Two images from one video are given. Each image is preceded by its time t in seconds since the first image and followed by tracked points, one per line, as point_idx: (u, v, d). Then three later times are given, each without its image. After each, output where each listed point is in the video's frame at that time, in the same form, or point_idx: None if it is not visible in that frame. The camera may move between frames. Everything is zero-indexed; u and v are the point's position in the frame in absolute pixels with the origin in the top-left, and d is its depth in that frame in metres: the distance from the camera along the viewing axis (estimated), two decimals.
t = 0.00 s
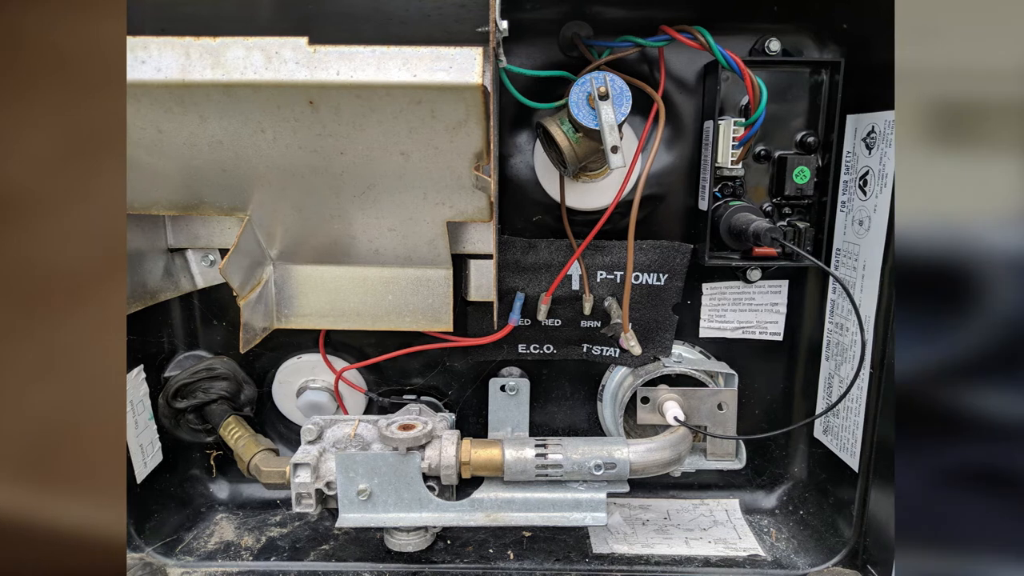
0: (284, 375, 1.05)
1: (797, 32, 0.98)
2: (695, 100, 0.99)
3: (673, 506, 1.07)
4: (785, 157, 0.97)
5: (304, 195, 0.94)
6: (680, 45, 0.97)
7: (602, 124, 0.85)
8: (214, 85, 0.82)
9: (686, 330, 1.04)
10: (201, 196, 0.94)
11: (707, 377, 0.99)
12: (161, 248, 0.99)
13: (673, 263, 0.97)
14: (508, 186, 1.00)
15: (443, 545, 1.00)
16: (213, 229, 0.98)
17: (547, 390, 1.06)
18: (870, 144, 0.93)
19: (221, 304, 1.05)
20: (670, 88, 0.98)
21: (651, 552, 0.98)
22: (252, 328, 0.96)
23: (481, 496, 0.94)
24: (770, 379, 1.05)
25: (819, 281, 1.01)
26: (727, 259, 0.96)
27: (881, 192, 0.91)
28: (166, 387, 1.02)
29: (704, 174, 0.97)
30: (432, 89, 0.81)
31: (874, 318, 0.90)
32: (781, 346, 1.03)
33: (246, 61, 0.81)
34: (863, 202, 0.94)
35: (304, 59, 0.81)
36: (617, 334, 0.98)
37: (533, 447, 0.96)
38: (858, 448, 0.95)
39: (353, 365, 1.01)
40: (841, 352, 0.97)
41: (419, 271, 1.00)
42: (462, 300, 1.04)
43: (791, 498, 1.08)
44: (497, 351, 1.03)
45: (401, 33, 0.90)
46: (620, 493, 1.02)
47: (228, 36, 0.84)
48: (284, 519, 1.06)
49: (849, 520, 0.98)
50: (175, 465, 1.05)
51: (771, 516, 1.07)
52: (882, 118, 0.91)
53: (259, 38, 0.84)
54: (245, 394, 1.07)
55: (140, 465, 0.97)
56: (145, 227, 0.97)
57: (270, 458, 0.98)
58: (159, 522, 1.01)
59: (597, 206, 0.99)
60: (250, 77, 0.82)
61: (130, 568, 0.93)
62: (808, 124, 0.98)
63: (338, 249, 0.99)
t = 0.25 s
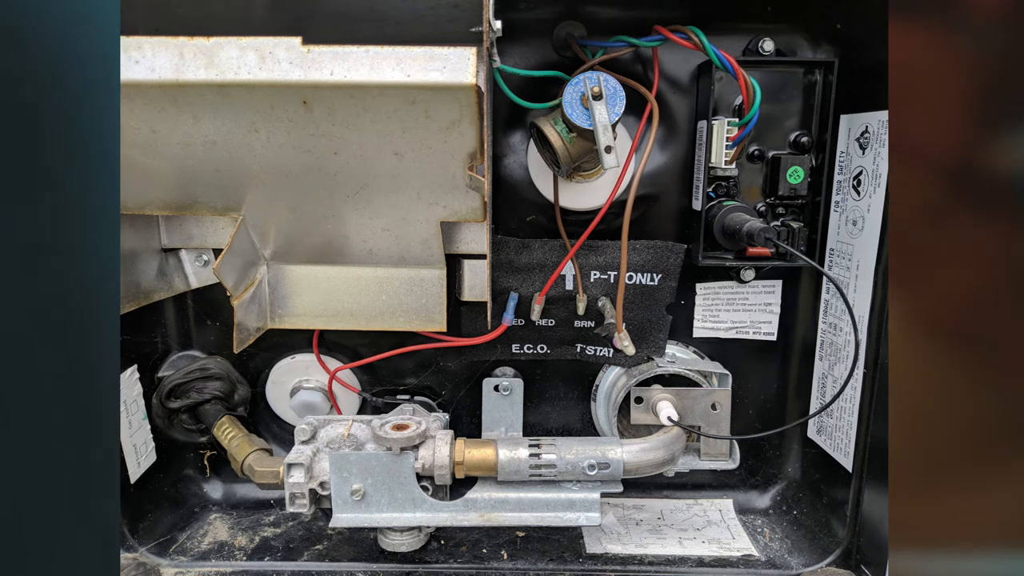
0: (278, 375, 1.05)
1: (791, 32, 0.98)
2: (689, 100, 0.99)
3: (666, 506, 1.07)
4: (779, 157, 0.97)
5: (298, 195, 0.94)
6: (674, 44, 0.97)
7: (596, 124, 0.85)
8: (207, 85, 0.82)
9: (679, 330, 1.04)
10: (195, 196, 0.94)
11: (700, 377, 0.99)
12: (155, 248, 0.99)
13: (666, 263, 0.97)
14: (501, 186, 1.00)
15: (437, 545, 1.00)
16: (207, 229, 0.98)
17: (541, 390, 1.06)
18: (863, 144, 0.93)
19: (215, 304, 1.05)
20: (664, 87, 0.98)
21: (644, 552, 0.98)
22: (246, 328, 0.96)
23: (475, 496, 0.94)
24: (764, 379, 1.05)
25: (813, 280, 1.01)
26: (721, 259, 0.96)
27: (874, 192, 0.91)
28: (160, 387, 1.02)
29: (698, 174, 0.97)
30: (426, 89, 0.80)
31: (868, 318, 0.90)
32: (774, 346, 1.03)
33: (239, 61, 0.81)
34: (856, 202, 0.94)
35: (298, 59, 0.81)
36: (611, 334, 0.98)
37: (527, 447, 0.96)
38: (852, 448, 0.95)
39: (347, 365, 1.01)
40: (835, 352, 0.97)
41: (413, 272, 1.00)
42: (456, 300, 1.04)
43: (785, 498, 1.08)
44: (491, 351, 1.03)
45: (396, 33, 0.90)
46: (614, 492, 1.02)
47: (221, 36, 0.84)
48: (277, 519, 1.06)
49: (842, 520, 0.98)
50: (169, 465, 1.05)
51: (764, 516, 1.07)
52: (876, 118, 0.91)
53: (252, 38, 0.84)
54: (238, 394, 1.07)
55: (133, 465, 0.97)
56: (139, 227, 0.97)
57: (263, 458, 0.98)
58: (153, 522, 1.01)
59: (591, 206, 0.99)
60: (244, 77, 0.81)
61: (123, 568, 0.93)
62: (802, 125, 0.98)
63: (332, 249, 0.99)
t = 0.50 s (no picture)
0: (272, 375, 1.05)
1: (785, 32, 0.98)
2: (683, 100, 0.99)
3: (661, 506, 1.07)
4: (773, 157, 0.97)
5: (292, 195, 0.94)
6: (668, 44, 0.97)
7: (590, 124, 0.85)
8: (201, 85, 0.82)
9: (674, 330, 1.04)
10: (189, 196, 0.94)
11: (695, 377, 0.99)
12: (149, 248, 0.99)
13: (661, 263, 0.98)
14: (496, 186, 1.00)
15: (431, 545, 1.00)
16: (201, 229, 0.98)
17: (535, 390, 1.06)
18: (858, 144, 0.93)
19: (209, 304, 1.05)
20: (658, 87, 0.98)
21: (639, 552, 0.97)
22: (240, 328, 0.96)
23: (470, 497, 0.93)
24: (758, 379, 1.05)
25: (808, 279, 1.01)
26: (715, 259, 0.96)
27: (869, 192, 0.91)
28: (154, 387, 1.02)
29: (692, 174, 0.97)
30: (420, 89, 0.80)
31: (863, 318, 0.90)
32: (769, 346, 1.03)
33: (234, 61, 0.81)
34: (851, 202, 0.94)
35: (292, 59, 0.81)
36: (605, 334, 0.98)
37: (521, 447, 0.96)
38: (846, 448, 0.96)
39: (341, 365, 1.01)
40: (829, 352, 0.97)
41: (407, 272, 1.00)
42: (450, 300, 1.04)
43: (779, 498, 1.08)
44: (485, 351, 1.03)
45: (390, 34, 0.91)
46: (608, 493, 1.02)
47: (216, 36, 0.83)
48: (272, 519, 1.06)
49: (837, 520, 0.98)
50: (163, 465, 1.05)
51: (759, 516, 1.07)
52: (871, 119, 0.91)
53: (247, 38, 0.84)
54: (233, 394, 1.07)
55: (128, 465, 0.97)
56: (133, 227, 0.97)
57: (258, 458, 0.98)
58: (148, 522, 1.01)
59: (585, 206, 0.99)
60: (238, 77, 0.81)
61: (118, 568, 0.93)
62: (796, 125, 0.98)
63: (327, 249, 0.99)
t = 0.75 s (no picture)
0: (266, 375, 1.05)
1: (778, 32, 0.98)
2: (677, 100, 0.99)
3: (655, 506, 1.07)
4: (767, 157, 0.97)
5: (286, 196, 0.93)
6: (662, 45, 0.97)
7: (583, 124, 0.85)
8: (195, 86, 0.82)
9: (667, 330, 1.04)
10: (183, 196, 0.93)
11: (688, 376, 0.99)
12: (143, 248, 0.99)
13: (654, 263, 0.98)
14: (489, 186, 1.00)
15: (424, 545, 0.99)
16: (195, 229, 0.98)
17: (529, 390, 1.06)
18: (851, 144, 0.93)
19: (203, 304, 1.05)
20: (652, 87, 0.98)
21: (632, 552, 0.98)
22: (234, 329, 0.96)
23: (463, 497, 0.93)
24: (751, 379, 1.05)
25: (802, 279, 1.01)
26: (709, 260, 0.97)
27: (863, 192, 0.91)
28: (148, 387, 1.02)
29: (686, 174, 0.97)
30: (413, 89, 0.80)
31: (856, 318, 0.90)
32: (762, 346, 1.03)
33: (227, 61, 0.81)
34: (844, 202, 0.95)
35: (286, 59, 0.81)
36: (598, 334, 0.98)
37: (515, 447, 0.96)
38: (839, 448, 0.95)
39: (335, 365, 1.01)
40: (823, 352, 0.97)
41: (401, 272, 1.00)
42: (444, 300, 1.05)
43: (773, 498, 1.08)
44: (479, 351, 1.03)
45: (384, 34, 0.91)
46: (602, 493, 1.02)
47: (210, 36, 0.83)
48: (265, 519, 1.06)
49: (830, 520, 0.98)
50: (157, 465, 1.05)
51: (752, 516, 1.07)
52: (864, 119, 0.91)
53: (241, 38, 0.84)
54: (226, 394, 1.07)
55: (121, 465, 0.97)
56: (127, 227, 0.97)
57: (251, 458, 0.98)
58: (141, 522, 1.01)
59: (579, 206, 0.99)
60: (232, 77, 0.81)
61: (111, 568, 0.93)
62: (790, 125, 0.98)
63: (321, 249, 0.99)
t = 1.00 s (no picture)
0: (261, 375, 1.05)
1: (772, 32, 0.98)
2: (671, 100, 0.99)
3: (649, 506, 1.07)
4: (761, 157, 0.97)
5: (280, 196, 0.93)
6: (656, 44, 0.97)
7: (578, 124, 0.85)
8: (190, 85, 0.82)
9: (662, 330, 1.04)
10: (177, 196, 0.93)
11: (683, 376, 0.99)
12: (137, 248, 0.99)
13: (649, 263, 0.98)
14: (484, 186, 1.00)
15: (419, 545, 0.99)
16: (189, 229, 0.98)
17: (524, 390, 1.06)
18: (846, 144, 0.93)
19: (198, 304, 1.05)
20: (646, 87, 0.98)
21: (627, 552, 0.97)
22: (228, 328, 0.96)
23: (458, 496, 0.93)
24: (745, 379, 1.05)
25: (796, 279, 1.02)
26: (703, 260, 0.96)
27: (857, 192, 0.91)
28: (142, 387, 1.02)
29: (680, 174, 0.97)
30: (408, 89, 0.80)
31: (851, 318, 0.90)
32: (756, 346, 1.04)
33: (222, 61, 0.81)
34: (839, 202, 0.94)
35: (280, 59, 0.81)
36: (593, 334, 0.98)
37: (509, 447, 0.96)
38: (834, 448, 0.96)
39: (329, 365, 1.01)
40: (817, 352, 0.97)
41: (395, 272, 1.00)
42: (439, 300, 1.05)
43: (767, 498, 1.08)
44: (473, 351, 1.03)
45: (378, 34, 0.91)
46: (596, 492, 1.02)
47: (204, 35, 0.83)
48: (260, 519, 1.06)
49: (825, 520, 0.98)
50: (151, 465, 1.05)
51: (746, 516, 1.07)
52: (858, 118, 0.91)
53: (235, 38, 0.84)
54: (221, 394, 1.07)
55: (116, 465, 0.97)
56: (122, 227, 0.97)
57: (246, 458, 0.98)
58: (136, 522, 1.01)
59: (573, 206, 0.99)
60: (226, 77, 0.81)
61: (105, 568, 0.93)
62: (784, 125, 0.98)
63: (315, 249, 0.99)
